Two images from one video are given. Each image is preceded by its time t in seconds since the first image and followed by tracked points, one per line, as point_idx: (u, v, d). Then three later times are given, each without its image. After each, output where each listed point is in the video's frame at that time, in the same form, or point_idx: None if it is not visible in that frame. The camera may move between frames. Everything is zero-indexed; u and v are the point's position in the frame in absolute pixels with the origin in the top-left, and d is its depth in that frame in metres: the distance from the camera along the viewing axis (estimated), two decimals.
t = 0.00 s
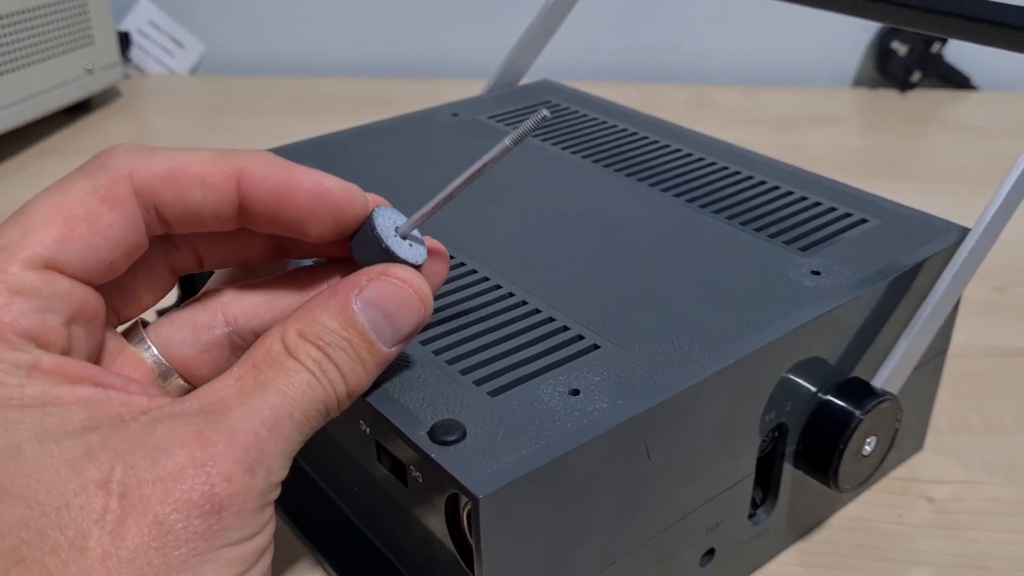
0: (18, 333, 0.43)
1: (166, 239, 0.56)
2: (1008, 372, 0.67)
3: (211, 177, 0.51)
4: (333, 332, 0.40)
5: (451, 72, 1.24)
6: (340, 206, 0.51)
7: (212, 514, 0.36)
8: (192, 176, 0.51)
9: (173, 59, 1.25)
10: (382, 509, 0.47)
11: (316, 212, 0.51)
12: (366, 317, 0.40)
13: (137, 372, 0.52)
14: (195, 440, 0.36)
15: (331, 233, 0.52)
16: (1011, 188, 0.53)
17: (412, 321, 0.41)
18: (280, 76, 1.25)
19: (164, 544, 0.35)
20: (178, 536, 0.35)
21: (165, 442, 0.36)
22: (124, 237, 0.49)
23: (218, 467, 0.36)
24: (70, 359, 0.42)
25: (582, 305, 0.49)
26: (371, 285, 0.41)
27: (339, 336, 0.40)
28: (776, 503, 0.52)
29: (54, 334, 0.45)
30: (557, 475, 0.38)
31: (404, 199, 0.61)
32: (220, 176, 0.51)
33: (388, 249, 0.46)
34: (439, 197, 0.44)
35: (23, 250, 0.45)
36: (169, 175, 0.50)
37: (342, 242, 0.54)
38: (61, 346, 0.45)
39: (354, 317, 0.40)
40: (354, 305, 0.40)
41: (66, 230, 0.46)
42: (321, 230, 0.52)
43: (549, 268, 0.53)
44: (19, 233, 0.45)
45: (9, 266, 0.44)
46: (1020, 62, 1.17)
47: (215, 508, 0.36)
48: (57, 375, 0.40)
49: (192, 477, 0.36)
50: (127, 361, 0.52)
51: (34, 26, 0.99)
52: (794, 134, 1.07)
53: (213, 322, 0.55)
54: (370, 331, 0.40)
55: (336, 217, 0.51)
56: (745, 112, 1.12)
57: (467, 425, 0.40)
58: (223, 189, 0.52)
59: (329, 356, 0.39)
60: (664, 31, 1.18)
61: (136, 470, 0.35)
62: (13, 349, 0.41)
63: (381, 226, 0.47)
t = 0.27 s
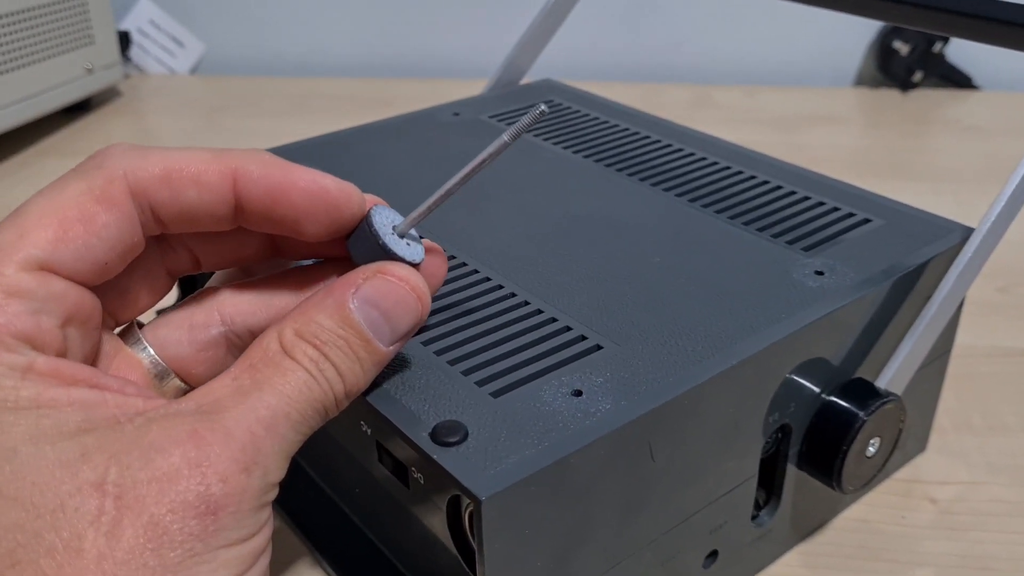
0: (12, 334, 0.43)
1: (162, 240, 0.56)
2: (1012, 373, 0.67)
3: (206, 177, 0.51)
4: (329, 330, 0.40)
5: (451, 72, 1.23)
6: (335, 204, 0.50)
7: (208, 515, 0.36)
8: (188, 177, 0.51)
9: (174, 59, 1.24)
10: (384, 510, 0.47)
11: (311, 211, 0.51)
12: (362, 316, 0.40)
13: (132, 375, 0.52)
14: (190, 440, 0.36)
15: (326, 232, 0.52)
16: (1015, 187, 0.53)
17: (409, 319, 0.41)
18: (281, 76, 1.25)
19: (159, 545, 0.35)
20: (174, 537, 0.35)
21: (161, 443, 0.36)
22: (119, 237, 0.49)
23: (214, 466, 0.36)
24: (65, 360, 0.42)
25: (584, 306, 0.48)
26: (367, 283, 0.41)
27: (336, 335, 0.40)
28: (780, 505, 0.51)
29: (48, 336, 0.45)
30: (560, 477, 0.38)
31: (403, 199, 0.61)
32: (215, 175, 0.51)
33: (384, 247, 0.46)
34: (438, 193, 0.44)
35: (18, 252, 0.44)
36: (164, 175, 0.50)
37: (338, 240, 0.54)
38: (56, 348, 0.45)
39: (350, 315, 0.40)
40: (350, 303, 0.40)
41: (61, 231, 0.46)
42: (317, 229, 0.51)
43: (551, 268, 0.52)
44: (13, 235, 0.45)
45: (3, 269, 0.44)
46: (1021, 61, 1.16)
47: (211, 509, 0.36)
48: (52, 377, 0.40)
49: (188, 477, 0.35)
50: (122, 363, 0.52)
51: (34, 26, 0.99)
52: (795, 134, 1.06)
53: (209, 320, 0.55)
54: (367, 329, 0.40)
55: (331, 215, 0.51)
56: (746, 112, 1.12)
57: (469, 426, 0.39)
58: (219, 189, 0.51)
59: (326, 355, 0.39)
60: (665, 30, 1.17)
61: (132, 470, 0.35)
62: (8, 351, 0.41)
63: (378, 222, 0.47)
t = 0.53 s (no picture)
0: (20, 333, 0.42)
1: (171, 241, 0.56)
2: (1014, 373, 0.67)
3: (219, 178, 0.51)
4: (342, 336, 0.40)
5: (452, 72, 1.23)
6: (346, 208, 0.50)
7: (215, 516, 0.36)
8: (199, 178, 0.51)
9: (174, 59, 1.24)
10: (387, 510, 0.47)
11: (321, 213, 0.50)
12: (375, 322, 0.40)
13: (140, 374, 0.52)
14: (199, 441, 0.36)
15: (338, 237, 0.51)
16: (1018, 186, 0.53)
17: (421, 327, 0.41)
18: (282, 75, 1.25)
19: (167, 546, 0.34)
20: (181, 538, 0.35)
21: (170, 443, 0.36)
22: (129, 238, 0.49)
23: (222, 467, 0.36)
24: (73, 360, 0.42)
25: (587, 304, 0.48)
26: (381, 290, 0.41)
27: (348, 341, 0.40)
28: (783, 504, 0.51)
29: (57, 336, 0.44)
30: (564, 475, 0.38)
31: (407, 199, 0.61)
32: (226, 177, 0.51)
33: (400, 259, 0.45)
34: (451, 206, 0.43)
35: (28, 251, 0.44)
36: (176, 176, 0.50)
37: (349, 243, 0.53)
38: (64, 348, 0.45)
39: (364, 322, 0.40)
40: (364, 309, 0.40)
41: (72, 231, 0.46)
42: (327, 231, 0.51)
43: (554, 268, 0.52)
44: (23, 235, 0.45)
45: (13, 268, 0.44)
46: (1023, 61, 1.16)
47: (219, 510, 0.36)
48: (61, 376, 0.40)
49: (196, 478, 0.35)
50: (129, 362, 0.52)
51: (34, 26, 0.99)
52: (796, 134, 1.06)
53: (218, 322, 0.55)
54: (380, 336, 0.40)
55: (342, 220, 0.50)
56: (747, 112, 1.12)
57: (472, 424, 0.39)
58: (231, 191, 0.51)
59: (338, 361, 0.39)
60: (666, 30, 1.18)
61: (140, 471, 0.35)
62: (17, 350, 0.41)
63: (392, 229, 0.47)
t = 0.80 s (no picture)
0: (23, 334, 0.42)
1: (177, 248, 0.56)
2: (1012, 374, 0.67)
3: (223, 183, 0.51)
4: (340, 339, 0.40)
5: (451, 73, 1.24)
6: (350, 213, 0.51)
7: (214, 518, 0.36)
8: (204, 183, 0.51)
9: (174, 60, 1.25)
10: (385, 511, 0.47)
11: (324, 217, 0.51)
12: (374, 325, 0.40)
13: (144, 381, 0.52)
14: (198, 442, 0.36)
15: (342, 240, 0.51)
16: (1015, 188, 0.53)
17: (419, 329, 0.41)
18: (281, 77, 1.25)
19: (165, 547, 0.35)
20: (180, 540, 0.35)
21: (169, 445, 0.36)
22: (132, 244, 0.49)
23: (221, 469, 0.36)
24: (74, 361, 0.42)
25: (584, 306, 0.49)
26: (379, 292, 0.41)
27: (346, 344, 0.40)
28: (780, 505, 0.51)
29: (60, 338, 0.45)
30: (560, 476, 0.38)
31: (406, 201, 0.61)
32: (231, 181, 0.51)
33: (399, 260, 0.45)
34: (451, 210, 0.43)
35: (32, 253, 0.44)
36: (181, 182, 0.50)
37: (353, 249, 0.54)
38: (66, 350, 0.45)
39: (362, 324, 0.40)
40: (362, 312, 0.40)
41: (77, 235, 0.46)
42: (330, 234, 0.51)
43: (552, 269, 0.52)
44: (28, 237, 0.45)
45: (17, 269, 0.44)
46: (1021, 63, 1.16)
47: (218, 512, 0.36)
48: (63, 378, 0.40)
49: (195, 479, 0.35)
50: (133, 368, 0.52)
51: (34, 27, 0.99)
52: (795, 135, 1.07)
53: (221, 332, 0.55)
54: (378, 338, 0.40)
55: (345, 223, 0.51)
56: (745, 113, 1.12)
57: (469, 426, 0.40)
58: (236, 195, 0.52)
59: (336, 364, 0.39)
60: (665, 31, 1.18)
61: (139, 472, 0.35)
62: (19, 351, 0.41)
63: (393, 234, 0.47)
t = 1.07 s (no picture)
0: (31, 334, 0.42)
1: (184, 246, 0.57)
2: (1014, 374, 0.67)
3: (230, 182, 0.51)
4: (345, 336, 0.40)
5: (452, 73, 1.23)
6: (357, 213, 0.51)
7: (220, 517, 0.36)
8: (210, 181, 0.51)
9: (174, 60, 1.25)
10: (387, 512, 0.47)
11: (330, 215, 0.51)
12: (379, 321, 0.40)
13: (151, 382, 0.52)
14: (204, 442, 0.36)
15: (346, 239, 0.52)
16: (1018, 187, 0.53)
17: (425, 324, 0.41)
18: (281, 77, 1.25)
19: (171, 547, 0.34)
20: (186, 540, 0.35)
21: (176, 446, 0.36)
22: (139, 241, 0.49)
23: (227, 469, 0.36)
24: (79, 360, 0.42)
25: (586, 306, 0.48)
26: (384, 288, 0.41)
27: (351, 340, 0.40)
28: (782, 505, 0.51)
29: (66, 338, 0.44)
30: (563, 476, 0.38)
31: (409, 201, 0.61)
32: (237, 180, 0.51)
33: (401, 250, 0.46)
34: (455, 202, 0.44)
35: (40, 253, 0.44)
36: (187, 180, 0.50)
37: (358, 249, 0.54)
38: (72, 350, 0.45)
39: (366, 320, 0.40)
40: (366, 308, 0.40)
41: (83, 234, 0.46)
42: (336, 234, 0.52)
43: (554, 269, 0.52)
44: (35, 236, 0.45)
45: (24, 268, 0.44)
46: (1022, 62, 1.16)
47: (224, 511, 0.36)
48: (69, 378, 0.41)
49: (201, 479, 0.35)
50: (139, 369, 0.52)
51: (34, 27, 0.99)
52: (795, 135, 1.07)
53: (224, 333, 0.54)
54: (383, 334, 0.40)
55: (351, 222, 0.51)
56: (746, 113, 1.12)
57: (472, 425, 0.39)
58: (242, 193, 0.52)
59: (342, 360, 0.39)
60: (665, 31, 1.18)
61: (145, 473, 0.35)
62: (26, 350, 0.41)
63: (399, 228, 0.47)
